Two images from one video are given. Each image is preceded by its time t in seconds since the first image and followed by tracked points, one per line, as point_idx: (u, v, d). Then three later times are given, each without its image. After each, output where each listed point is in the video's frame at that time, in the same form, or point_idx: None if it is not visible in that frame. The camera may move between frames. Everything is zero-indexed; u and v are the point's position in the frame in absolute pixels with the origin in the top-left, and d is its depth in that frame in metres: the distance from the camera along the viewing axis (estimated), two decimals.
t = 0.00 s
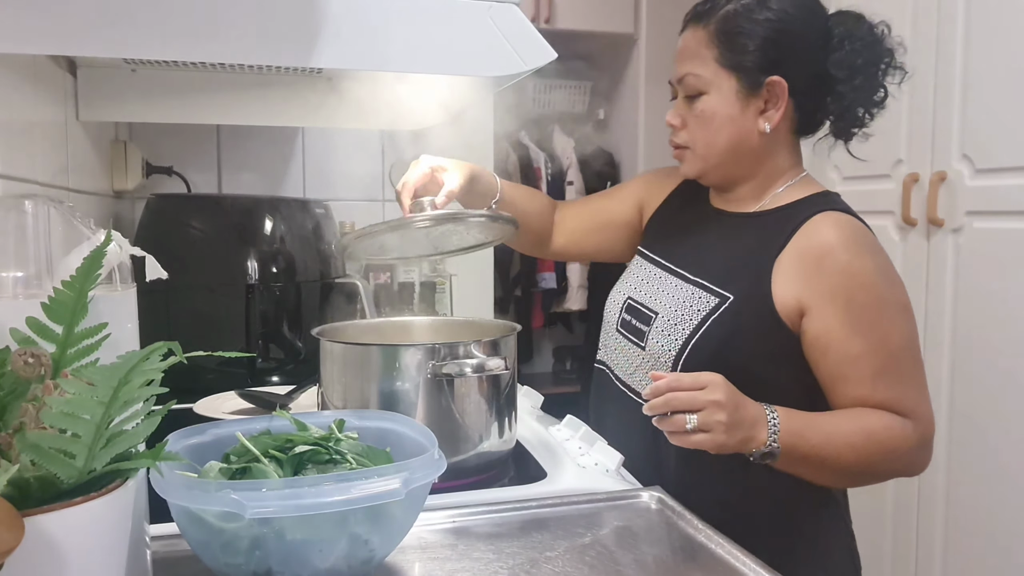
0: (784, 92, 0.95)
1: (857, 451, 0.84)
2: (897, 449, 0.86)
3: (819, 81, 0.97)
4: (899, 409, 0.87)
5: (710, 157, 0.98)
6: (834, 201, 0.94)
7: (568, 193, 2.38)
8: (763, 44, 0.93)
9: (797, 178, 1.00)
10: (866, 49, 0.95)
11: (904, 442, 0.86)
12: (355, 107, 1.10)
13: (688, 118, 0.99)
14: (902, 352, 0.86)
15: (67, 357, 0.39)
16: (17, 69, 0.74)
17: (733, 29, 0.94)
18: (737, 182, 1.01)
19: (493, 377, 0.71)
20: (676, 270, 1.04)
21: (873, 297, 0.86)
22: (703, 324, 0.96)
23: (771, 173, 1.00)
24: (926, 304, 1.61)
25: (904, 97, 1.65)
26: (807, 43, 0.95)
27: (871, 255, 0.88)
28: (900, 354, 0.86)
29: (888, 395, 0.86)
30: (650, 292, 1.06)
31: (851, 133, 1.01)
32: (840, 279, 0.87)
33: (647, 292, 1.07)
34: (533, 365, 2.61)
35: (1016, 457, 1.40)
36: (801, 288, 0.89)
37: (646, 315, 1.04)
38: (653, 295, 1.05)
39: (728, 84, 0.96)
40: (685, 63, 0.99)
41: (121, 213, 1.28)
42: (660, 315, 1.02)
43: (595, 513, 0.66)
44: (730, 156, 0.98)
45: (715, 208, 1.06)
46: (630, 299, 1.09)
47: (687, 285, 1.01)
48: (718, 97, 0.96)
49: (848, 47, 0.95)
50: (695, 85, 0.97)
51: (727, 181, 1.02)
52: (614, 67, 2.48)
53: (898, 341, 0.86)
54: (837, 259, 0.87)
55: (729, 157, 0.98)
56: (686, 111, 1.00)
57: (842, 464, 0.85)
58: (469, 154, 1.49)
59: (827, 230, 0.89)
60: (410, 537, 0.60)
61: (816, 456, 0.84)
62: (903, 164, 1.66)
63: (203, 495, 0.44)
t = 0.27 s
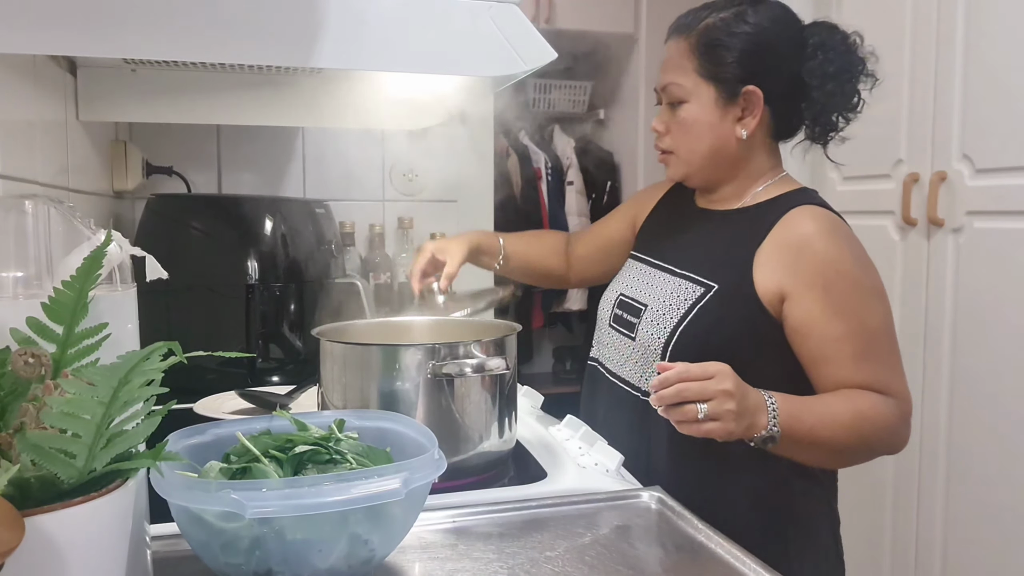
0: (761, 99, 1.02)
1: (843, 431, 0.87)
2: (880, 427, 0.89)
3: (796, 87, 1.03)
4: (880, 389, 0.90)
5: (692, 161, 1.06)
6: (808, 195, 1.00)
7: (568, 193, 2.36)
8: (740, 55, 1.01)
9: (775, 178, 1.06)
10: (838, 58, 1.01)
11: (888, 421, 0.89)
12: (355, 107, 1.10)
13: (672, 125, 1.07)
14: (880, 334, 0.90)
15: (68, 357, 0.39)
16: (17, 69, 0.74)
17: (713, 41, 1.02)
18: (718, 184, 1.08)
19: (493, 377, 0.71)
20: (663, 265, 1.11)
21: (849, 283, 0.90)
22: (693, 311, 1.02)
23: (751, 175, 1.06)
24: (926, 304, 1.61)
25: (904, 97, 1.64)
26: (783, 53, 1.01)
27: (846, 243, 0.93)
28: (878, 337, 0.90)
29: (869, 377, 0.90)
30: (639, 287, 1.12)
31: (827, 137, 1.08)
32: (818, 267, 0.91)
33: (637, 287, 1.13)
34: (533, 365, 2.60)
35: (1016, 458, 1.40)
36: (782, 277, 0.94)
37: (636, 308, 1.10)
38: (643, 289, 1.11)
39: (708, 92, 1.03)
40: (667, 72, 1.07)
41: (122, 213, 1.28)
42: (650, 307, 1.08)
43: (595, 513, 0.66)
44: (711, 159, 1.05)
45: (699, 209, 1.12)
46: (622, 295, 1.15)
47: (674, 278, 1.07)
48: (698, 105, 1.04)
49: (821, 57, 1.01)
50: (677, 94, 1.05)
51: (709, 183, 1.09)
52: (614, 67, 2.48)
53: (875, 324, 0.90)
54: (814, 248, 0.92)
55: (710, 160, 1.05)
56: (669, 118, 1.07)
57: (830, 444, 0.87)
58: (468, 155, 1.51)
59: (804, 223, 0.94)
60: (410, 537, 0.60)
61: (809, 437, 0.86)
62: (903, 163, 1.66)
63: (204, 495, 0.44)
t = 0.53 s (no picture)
0: (744, 101, 1.07)
1: (826, 410, 0.90)
2: (862, 407, 0.92)
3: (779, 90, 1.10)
4: (863, 370, 0.94)
5: (678, 160, 1.10)
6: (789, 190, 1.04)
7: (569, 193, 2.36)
8: (723, 59, 1.06)
9: (757, 177, 1.10)
10: (815, 63, 1.09)
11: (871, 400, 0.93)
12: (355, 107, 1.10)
13: (659, 126, 1.11)
14: (861, 318, 0.94)
15: (68, 357, 0.39)
16: (17, 69, 0.74)
17: (699, 46, 1.07)
18: (702, 184, 1.13)
19: (493, 377, 0.71)
20: (648, 264, 1.15)
21: (829, 269, 0.94)
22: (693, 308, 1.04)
23: (733, 176, 1.11)
24: (926, 305, 1.61)
25: (905, 97, 1.64)
26: (763, 59, 1.07)
27: (826, 232, 0.97)
28: (859, 321, 0.94)
29: (851, 359, 0.93)
30: (628, 285, 1.16)
31: (803, 139, 1.15)
32: (799, 255, 0.96)
33: (625, 286, 1.16)
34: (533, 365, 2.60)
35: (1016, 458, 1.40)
36: (765, 265, 0.99)
37: (627, 305, 1.13)
38: (632, 287, 1.14)
39: (694, 94, 1.07)
40: (654, 75, 1.11)
41: (122, 213, 1.28)
42: (640, 303, 1.11)
43: (596, 513, 0.66)
44: (696, 159, 1.09)
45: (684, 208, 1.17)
46: (612, 296, 1.18)
47: (662, 273, 1.11)
48: (685, 107, 1.08)
49: (797, 64, 1.09)
50: (664, 96, 1.10)
51: (693, 182, 1.13)
52: (614, 67, 2.48)
53: (855, 308, 0.94)
54: (796, 237, 0.96)
55: (696, 160, 1.09)
56: (656, 119, 1.11)
57: (814, 424, 0.90)
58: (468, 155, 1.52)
59: (786, 214, 0.99)
60: (410, 538, 0.60)
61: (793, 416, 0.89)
62: (903, 163, 1.66)
63: (204, 495, 0.44)
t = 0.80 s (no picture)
0: (745, 103, 1.09)
1: (826, 403, 0.91)
2: (859, 397, 0.94)
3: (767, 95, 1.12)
4: (856, 361, 0.95)
5: (679, 158, 1.09)
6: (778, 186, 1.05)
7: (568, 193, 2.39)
8: (724, 60, 1.07)
9: (747, 176, 1.12)
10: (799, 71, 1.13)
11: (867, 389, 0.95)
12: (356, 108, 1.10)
13: (658, 123, 1.09)
14: (853, 309, 0.96)
15: (68, 357, 0.39)
16: (17, 69, 0.74)
17: (703, 45, 1.07)
18: (696, 183, 1.12)
19: (493, 377, 0.71)
20: (639, 263, 1.15)
21: (822, 263, 0.96)
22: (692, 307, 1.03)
23: (727, 175, 1.12)
24: (925, 304, 1.61)
25: (904, 97, 1.64)
26: (755, 63, 1.10)
27: (817, 227, 0.98)
28: (851, 312, 0.96)
29: (845, 351, 0.95)
30: (619, 285, 1.15)
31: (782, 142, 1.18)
32: (794, 250, 0.96)
33: (617, 285, 1.16)
34: (533, 365, 2.60)
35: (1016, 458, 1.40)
36: (760, 259, 0.99)
37: (620, 304, 1.12)
38: (624, 286, 1.14)
39: (698, 92, 1.07)
40: (654, 72, 1.10)
41: (122, 213, 1.28)
42: (634, 302, 1.10)
43: (596, 513, 0.66)
44: (697, 158, 1.09)
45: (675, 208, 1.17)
46: (603, 297, 1.17)
47: (655, 271, 1.10)
48: (688, 104, 1.07)
49: (784, 70, 1.12)
50: (666, 93, 1.08)
51: (688, 181, 1.12)
52: (614, 67, 2.48)
53: (848, 301, 0.96)
54: (790, 233, 0.97)
55: (696, 158, 1.09)
56: (655, 116, 1.10)
57: (815, 416, 0.91)
58: (468, 155, 1.52)
59: (780, 210, 0.99)
60: (411, 537, 0.60)
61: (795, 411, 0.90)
62: (903, 163, 1.66)
63: (204, 495, 0.44)
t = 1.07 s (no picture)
0: (736, 103, 1.09)
1: (830, 400, 0.91)
2: (860, 393, 0.94)
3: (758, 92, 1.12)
4: (856, 358, 0.96)
5: (671, 158, 1.09)
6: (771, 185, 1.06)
7: (568, 193, 2.39)
8: (715, 60, 1.07)
9: (739, 176, 1.11)
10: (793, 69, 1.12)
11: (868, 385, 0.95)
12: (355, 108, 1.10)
13: (648, 124, 1.09)
14: (851, 306, 0.97)
15: (68, 357, 0.39)
16: (18, 69, 0.74)
17: (694, 45, 1.07)
18: (688, 183, 1.12)
19: (493, 377, 0.71)
20: (636, 264, 1.13)
21: (819, 260, 0.96)
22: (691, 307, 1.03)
23: (718, 174, 1.11)
24: (926, 304, 1.61)
25: (905, 97, 1.64)
26: (745, 63, 1.10)
27: (813, 225, 0.99)
28: (849, 309, 0.96)
29: (845, 348, 0.95)
30: (616, 286, 1.14)
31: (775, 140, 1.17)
32: (792, 247, 0.97)
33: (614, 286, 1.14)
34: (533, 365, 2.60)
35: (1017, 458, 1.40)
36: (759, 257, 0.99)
37: (619, 305, 1.11)
38: (621, 288, 1.12)
39: (690, 92, 1.07)
40: (645, 73, 1.10)
41: (122, 213, 1.28)
42: (633, 303, 1.09)
43: (596, 513, 0.66)
44: (688, 158, 1.09)
45: (667, 209, 1.16)
46: (599, 298, 1.16)
47: (653, 272, 1.09)
48: (679, 105, 1.07)
49: (778, 70, 1.12)
50: (658, 94, 1.08)
51: (680, 181, 1.12)
52: (615, 67, 2.48)
53: (845, 297, 0.96)
54: (788, 231, 0.98)
55: (688, 159, 1.09)
56: (647, 116, 1.09)
57: (818, 413, 0.91)
58: (468, 155, 1.52)
59: (777, 209, 1.00)
60: (411, 537, 0.60)
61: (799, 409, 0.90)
62: (904, 163, 1.66)
63: (204, 495, 0.44)
